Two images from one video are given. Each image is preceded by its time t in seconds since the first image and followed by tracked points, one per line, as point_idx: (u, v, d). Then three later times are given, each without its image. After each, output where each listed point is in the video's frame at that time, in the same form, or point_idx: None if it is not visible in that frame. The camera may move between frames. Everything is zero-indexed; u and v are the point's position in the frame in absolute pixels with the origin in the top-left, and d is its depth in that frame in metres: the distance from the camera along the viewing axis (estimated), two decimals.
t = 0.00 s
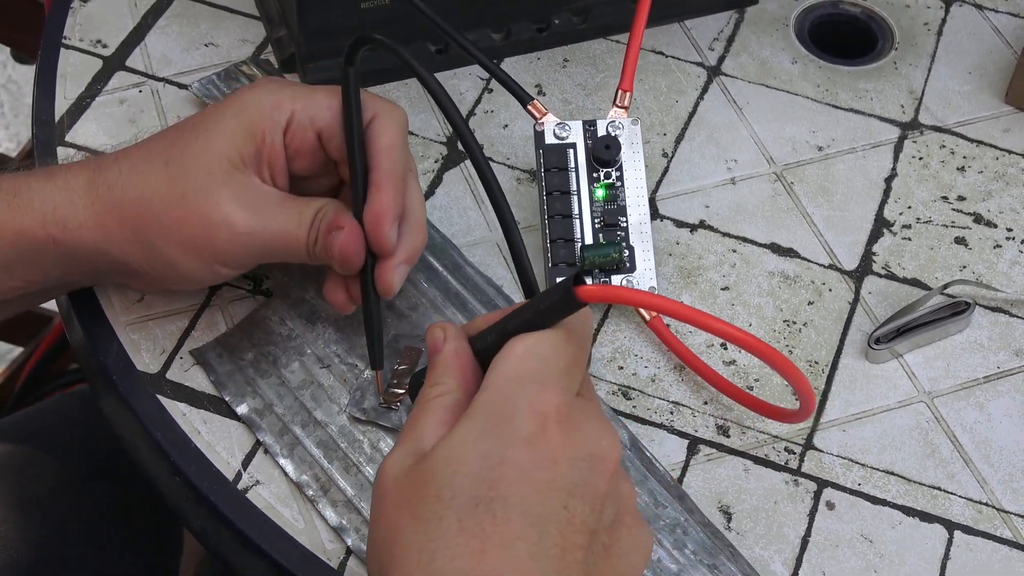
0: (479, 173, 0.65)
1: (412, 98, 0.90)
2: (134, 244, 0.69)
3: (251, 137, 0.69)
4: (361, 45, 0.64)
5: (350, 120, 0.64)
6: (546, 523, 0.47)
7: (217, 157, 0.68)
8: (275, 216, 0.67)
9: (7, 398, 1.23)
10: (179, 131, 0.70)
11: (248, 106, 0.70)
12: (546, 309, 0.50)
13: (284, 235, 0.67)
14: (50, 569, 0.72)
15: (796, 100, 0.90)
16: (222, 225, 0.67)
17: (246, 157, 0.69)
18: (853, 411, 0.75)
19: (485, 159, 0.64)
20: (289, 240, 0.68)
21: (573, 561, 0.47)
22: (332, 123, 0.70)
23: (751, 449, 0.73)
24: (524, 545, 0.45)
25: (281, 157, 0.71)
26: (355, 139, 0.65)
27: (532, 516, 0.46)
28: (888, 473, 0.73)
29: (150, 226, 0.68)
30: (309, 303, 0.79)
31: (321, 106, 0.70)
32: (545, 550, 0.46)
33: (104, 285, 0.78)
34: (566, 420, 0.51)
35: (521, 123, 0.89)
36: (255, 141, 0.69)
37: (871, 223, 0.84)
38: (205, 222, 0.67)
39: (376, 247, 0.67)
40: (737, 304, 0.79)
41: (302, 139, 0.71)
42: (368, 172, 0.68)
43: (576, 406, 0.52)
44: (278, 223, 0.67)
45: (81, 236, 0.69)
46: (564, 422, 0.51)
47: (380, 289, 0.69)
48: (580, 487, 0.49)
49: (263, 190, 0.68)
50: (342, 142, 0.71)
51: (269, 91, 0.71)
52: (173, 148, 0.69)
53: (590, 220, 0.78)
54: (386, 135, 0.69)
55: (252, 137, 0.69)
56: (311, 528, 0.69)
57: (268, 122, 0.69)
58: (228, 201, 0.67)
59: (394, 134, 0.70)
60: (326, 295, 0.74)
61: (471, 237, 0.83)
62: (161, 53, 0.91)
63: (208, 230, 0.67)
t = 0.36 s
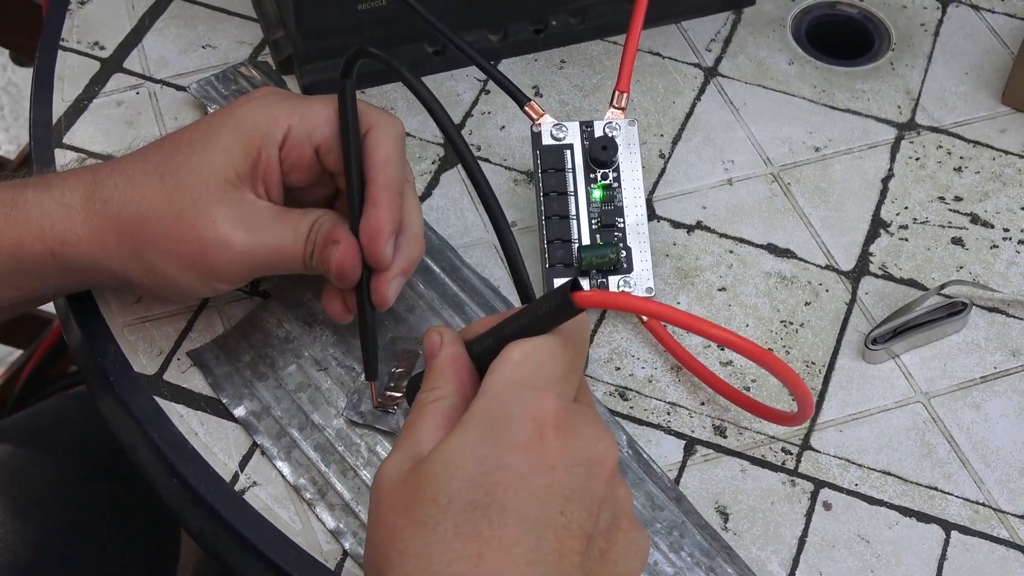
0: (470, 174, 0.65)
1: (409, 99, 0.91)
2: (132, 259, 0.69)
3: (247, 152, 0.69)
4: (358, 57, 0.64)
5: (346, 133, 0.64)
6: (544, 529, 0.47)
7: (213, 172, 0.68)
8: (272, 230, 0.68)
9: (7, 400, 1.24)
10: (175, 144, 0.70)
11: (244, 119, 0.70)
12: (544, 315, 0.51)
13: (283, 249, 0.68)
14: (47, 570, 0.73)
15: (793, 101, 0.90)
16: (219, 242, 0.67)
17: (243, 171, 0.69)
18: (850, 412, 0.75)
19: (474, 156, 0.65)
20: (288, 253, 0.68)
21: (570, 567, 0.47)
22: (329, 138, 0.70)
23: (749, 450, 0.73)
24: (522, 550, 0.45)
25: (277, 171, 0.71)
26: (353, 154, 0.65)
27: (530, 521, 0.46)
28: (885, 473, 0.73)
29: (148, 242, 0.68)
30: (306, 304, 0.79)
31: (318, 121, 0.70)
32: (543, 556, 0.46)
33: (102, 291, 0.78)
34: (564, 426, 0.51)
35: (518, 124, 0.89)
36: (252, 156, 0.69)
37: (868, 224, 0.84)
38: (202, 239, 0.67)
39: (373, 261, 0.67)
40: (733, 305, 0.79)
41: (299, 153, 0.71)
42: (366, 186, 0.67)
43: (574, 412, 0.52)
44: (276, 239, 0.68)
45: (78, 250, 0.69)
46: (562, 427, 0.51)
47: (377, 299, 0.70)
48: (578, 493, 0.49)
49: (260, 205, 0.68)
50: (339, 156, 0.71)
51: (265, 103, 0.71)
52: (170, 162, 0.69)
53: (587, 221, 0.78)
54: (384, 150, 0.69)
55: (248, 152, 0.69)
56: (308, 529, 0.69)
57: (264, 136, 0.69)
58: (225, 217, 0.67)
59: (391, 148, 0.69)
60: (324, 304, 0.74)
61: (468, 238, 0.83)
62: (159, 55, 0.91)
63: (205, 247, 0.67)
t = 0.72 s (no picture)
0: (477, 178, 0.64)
1: (410, 102, 0.91)
2: (136, 264, 0.69)
3: (252, 157, 0.69)
4: (368, 62, 0.65)
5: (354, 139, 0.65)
6: (546, 531, 0.46)
7: (217, 176, 0.67)
8: (276, 235, 0.67)
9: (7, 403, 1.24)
10: (178, 148, 0.70)
11: (249, 124, 0.69)
12: (544, 317, 0.51)
13: (288, 255, 0.68)
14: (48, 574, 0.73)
15: (794, 104, 0.90)
16: (223, 248, 0.67)
17: (247, 176, 0.69)
18: (851, 416, 0.75)
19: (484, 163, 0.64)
20: (293, 259, 0.68)
21: (573, 569, 0.46)
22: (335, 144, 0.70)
23: (750, 454, 0.73)
24: (524, 552, 0.45)
25: (282, 176, 0.71)
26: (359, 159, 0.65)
27: (532, 522, 0.46)
28: (887, 477, 0.72)
29: (151, 247, 0.68)
30: (307, 308, 0.79)
31: (324, 125, 0.70)
32: (546, 558, 0.45)
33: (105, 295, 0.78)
34: (564, 428, 0.51)
35: (519, 127, 0.89)
36: (256, 161, 0.69)
37: (869, 227, 0.84)
38: (206, 245, 0.67)
39: (378, 267, 0.67)
40: (735, 309, 0.79)
41: (304, 158, 0.71)
42: (372, 192, 0.67)
43: (574, 414, 0.52)
44: (281, 244, 0.68)
45: (81, 255, 0.69)
46: (562, 429, 0.51)
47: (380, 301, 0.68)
48: (579, 495, 0.49)
49: (265, 210, 0.68)
50: (346, 160, 0.71)
51: (270, 108, 0.70)
52: (173, 167, 0.69)
53: (589, 226, 0.78)
54: (388, 155, 0.69)
55: (253, 157, 0.69)
56: (308, 534, 0.69)
57: (269, 141, 0.69)
58: (229, 222, 0.67)
59: (396, 153, 0.69)
60: (325, 310, 0.74)
61: (469, 242, 0.83)
62: (160, 59, 0.91)
63: (209, 253, 0.67)
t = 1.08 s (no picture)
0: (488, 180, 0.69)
1: (414, 105, 0.90)
2: (125, 214, 0.68)
3: (247, 103, 0.69)
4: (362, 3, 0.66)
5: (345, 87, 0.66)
6: (566, 547, 0.46)
7: (211, 126, 0.68)
8: (268, 180, 0.67)
9: (10, 407, 1.23)
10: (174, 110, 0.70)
11: (245, 80, 0.70)
12: (569, 331, 0.51)
13: (278, 206, 0.66)
14: None
15: (799, 107, 0.90)
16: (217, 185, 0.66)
17: (242, 126, 0.69)
18: (858, 420, 0.75)
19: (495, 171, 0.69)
20: (282, 209, 0.66)
21: None
22: (329, 91, 0.71)
23: (757, 458, 0.73)
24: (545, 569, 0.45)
25: (276, 125, 0.71)
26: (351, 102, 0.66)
27: (553, 539, 0.46)
28: (893, 482, 0.72)
29: (143, 191, 0.67)
30: (311, 312, 0.78)
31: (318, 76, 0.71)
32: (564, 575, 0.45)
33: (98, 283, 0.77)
34: (592, 443, 0.51)
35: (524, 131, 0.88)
36: (251, 111, 0.70)
37: (875, 230, 0.83)
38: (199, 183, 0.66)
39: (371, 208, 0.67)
40: (740, 312, 0.79)
41: (298, 108, 0.71)
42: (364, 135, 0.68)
43: (601, 428, 0.52)
44: (270, 193, 0.66)
45: (72, 207, 0.69)
46: (590, 445, 0.51)
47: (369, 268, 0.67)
48: (601, 511, 0.49)
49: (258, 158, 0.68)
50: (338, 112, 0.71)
51: (265, 67, 0.71)
52: (169, 121, 0.69)
53: (579, 218, 0.77)
54: (382, 104, 0.70)
55: (248, 102, 0.69)
56: (313, 539, 0.69)
57: (263, 92, 0.70)
58: (223, 164, 0.66)
59: (390, 102, 0.70)
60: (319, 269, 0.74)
61: (473, 245, 0.83)
62: (163, 62, 0.91)
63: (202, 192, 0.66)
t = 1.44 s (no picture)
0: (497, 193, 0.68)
1: (419, 110, 0.90)
2: (136, 245, 0.68)
3: (258, 133, 0.69)
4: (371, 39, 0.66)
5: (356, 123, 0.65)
6: None
7: (221, 157, 0.68)
8: (280, 215, 0.67)
9: (12, 408, 1.22)
10: (184, 134, 0.70)
11: (255, 107, 0.70)
12: (615, 359, 0.50)
13: (293, 239, 0.67)
14: None
15: (806, 112, 0.90)
16: (229, 220, 0.66)
17: (252, 156, 0.69)
18: (865, 427, 0.74)
19: (501, 177, 0.68)
20: (296, 239, 0.67)
21: None
22: (339, 120, 0.71)
23: (763, 464, 0.73)
24: None
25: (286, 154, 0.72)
26: (364, 137, 0.66)
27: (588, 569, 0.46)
28: (901, 489, 0.72)
29: (155, 222, 0.67)
30: (316, 318, 0.78)
31: (329, 104, 0.71)
32: None
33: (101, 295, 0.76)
34: (626, 474, 0.50)
35: (529, 135, 0.88)
36: (261, 139, 0.70)
37: (882, 236, 0.83)
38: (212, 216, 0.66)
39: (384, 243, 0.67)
40: (747, 319, 0.78)
41: (309, 137, 0.72)
42: (377, 169, 0.68)
43: (634, 458, 0.52)
44: (285, 226, 0.67)
45: (80, 235, 0.68)
46: (625, 475, 0.50)
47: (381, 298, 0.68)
48: (635, 542, 0.49)
49: (270, 188, 0.68)
50: (348, 141, 0.72)
51: (275, 92, 0.71)
52: (179, 149, 0.68)
53: (595, 230, 0.77)
54: (393, 134, 0.70)
55: (258, 132, 0.69)
56: (318, 545, 0.69)
57: (274, 122, 0.70)
58: (237, 198, 0.66)
59: (401, 133, 0.71)
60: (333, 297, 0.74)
61: (479, 250, 0.83)
62: (167, 65, 0.90)
63: (215, 226, 0.67)
